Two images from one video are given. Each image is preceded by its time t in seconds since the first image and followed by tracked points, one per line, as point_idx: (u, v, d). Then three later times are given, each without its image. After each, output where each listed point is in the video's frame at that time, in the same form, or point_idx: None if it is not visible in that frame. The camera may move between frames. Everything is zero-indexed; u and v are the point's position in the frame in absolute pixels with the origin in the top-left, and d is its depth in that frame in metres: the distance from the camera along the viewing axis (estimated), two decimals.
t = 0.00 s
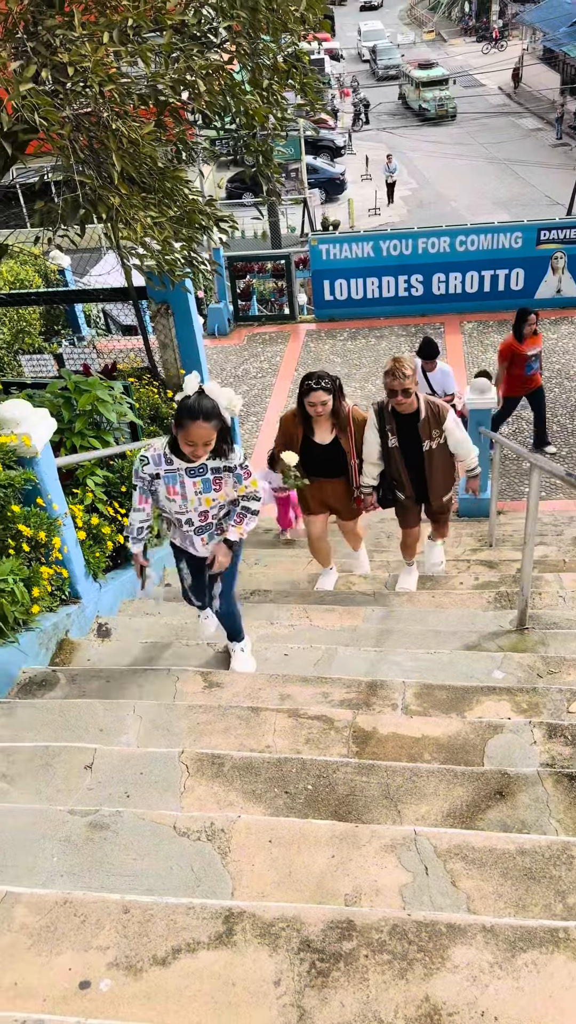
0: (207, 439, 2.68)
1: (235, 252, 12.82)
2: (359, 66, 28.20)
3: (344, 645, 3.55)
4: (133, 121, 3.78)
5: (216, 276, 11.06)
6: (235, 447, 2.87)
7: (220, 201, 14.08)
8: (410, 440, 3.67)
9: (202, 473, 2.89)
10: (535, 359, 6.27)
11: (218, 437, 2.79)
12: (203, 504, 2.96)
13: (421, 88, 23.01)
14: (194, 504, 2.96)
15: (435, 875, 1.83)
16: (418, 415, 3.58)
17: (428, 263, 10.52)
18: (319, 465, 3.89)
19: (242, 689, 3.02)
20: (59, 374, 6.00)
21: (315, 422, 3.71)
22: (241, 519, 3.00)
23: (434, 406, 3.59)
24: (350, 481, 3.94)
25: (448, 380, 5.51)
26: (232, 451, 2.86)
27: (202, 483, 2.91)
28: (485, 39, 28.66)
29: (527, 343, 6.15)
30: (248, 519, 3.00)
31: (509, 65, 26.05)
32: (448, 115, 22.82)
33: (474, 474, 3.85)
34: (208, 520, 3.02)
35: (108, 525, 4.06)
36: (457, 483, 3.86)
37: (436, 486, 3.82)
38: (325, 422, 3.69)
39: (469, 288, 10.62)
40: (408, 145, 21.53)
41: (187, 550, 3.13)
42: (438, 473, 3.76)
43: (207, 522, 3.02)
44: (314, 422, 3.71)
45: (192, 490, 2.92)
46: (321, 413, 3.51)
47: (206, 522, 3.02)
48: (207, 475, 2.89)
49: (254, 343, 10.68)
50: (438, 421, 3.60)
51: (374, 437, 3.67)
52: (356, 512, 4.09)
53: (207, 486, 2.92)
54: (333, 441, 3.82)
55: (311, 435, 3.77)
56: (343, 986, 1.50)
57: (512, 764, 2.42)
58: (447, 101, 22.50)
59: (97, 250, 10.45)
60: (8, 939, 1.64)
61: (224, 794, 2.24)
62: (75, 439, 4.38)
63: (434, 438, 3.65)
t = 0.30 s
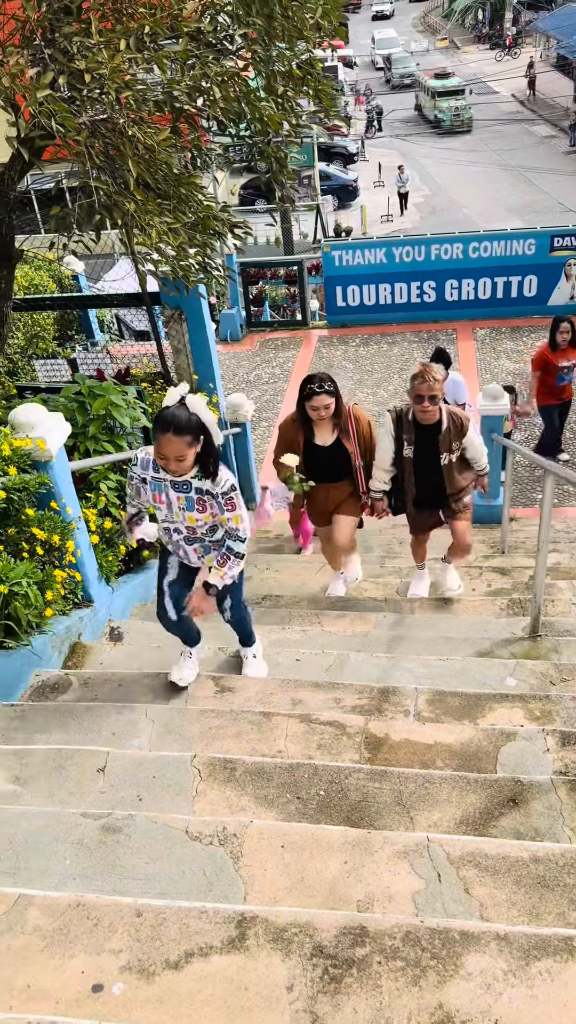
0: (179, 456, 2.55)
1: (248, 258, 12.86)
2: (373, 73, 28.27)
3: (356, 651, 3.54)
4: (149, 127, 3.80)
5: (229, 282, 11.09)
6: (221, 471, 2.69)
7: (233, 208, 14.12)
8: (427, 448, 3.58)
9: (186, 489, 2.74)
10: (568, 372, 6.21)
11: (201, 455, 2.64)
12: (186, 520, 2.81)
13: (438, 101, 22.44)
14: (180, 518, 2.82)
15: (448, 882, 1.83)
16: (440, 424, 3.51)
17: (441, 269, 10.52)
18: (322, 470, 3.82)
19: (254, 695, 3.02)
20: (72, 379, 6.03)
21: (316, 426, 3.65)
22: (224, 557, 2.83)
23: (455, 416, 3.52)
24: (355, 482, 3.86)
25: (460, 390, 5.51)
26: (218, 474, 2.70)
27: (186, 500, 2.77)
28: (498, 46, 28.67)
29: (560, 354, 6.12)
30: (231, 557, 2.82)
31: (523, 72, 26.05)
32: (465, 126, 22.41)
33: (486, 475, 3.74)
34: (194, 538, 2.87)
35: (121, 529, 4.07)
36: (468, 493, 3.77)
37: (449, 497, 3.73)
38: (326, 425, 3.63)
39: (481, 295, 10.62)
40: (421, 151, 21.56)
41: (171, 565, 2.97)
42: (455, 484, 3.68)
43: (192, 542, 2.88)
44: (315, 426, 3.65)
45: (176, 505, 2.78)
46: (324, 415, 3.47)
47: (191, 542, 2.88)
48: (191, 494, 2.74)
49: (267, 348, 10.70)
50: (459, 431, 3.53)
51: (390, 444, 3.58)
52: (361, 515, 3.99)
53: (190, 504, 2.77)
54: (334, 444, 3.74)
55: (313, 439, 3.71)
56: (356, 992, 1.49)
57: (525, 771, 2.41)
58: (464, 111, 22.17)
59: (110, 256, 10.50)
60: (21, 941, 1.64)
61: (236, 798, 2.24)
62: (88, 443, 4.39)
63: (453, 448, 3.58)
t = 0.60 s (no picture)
0: (140, 434, 2.37)
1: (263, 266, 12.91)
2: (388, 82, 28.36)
3: (369, 659, 3.54)
4: (167, 135, 3.82)
5: (244, 289, 11.13)
6: (183, 443, 2.50)
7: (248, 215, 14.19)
8: (456, 464, 3.41)
9: (153, 473, 2.54)
10: None
11: (164, 433, 2.45)
12: (158, 514, 2.61)
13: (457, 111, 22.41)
14: (151, 515, 2.62)
15: (462, 893, 1.82)
16: (474, 436, 3.32)
17: (456, 278, 10.52)
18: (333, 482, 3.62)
19: (266, 702, 3.02)
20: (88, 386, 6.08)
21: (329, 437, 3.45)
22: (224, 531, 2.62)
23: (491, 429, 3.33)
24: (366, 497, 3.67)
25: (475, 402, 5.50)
26: (181, 447, 2.50)
27: (155, 489, 2.57)
28: (514, 55, 28.70)
29: None
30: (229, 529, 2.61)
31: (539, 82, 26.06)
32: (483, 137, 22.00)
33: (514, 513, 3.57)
34: (171, 538, 2.66)
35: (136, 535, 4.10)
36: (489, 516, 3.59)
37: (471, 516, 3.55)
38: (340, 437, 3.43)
39: (496, 304, 10.60)
40: (436, 160, 21.60)
41: (169, 580, 2.76)
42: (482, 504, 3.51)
43: (170, 545, 2.67)
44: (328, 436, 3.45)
45: (145, 499, 2.59)
46: (339, 428, 3.30)
47: (174, 540, 2.66)
48: (158, 479, 2.55)
49: (281, 355, 10.73)
50: (493, 446, 3.35)
51: (419, 454, 3.39)
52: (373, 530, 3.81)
53: (159, 493, 2.57)
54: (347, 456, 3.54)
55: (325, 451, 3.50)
56: (369, 1001, 1.49)
57: (540, 781, 2.40)
58: (483, 123, 21.91)
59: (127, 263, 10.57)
60: (35, 945, 1.64)
61: (249, 805, 2.24)
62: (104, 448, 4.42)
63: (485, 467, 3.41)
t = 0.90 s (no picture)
0: (134, 472, 2.20)
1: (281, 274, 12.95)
2: (408, 93, 28.43)
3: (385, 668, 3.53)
4: (189, 144, 3.85)
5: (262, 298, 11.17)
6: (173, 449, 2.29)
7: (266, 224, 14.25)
8: (474, 466, 3.36)
9: (147, 490, 2.29)
10: None
11: (157, 456, 2.25)
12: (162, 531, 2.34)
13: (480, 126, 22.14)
14: (153, 533, 2.34)
15: (478, 905, 1.81)
16: (492, 439, 3.28)
17: (474, 288, 10.51)
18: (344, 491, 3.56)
19: (282, 709, 3.01)
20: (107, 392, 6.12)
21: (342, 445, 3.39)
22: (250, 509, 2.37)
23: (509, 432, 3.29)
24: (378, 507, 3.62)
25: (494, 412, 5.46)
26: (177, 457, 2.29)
27: (155, 504, 2.31)
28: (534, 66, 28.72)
29: None
30: (254, 504, 2.37)
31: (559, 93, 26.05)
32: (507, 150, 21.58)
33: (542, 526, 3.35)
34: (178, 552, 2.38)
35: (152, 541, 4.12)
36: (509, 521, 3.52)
37: (490, 521, 3.48)
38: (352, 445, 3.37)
39: (514, 314, 10.58)
40: (455, 171, 21.62)
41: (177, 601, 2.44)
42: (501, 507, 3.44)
43: (178, 558, 2.39)
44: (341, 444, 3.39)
45: (145, 518, 2.32)
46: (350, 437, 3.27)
47: (182, 552, 2.38)
48: (157, 492, 2.29)
49: (298, 364, 10.75)
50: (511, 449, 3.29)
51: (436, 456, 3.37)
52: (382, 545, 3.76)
53: (160, 509, 2.31)
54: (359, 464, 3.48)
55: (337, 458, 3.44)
56: (384, 1013, 1.48)
57: (557, 795, 2.39)
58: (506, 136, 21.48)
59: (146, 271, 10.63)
60: (51, 950, 1.64)
61: (264, 812, 2.23)
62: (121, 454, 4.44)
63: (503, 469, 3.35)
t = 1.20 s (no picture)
0: (137, 553, 2.05)
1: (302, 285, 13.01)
2: (430, 106, 28.51)
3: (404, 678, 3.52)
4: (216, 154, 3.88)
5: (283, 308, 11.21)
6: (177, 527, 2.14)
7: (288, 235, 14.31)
8: (478, 490, 3.11)
9: (147, 571, 2.16)
10: None
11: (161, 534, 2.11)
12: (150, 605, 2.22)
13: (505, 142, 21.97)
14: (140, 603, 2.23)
15: (500, 916, 1.80)
16: (492, 460, 3.04)
17: (496, 299, 10.50)
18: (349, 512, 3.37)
19: (301, 717, 3.01)
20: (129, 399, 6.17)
21: (345, 461, 3.23)
22: (245, 579, 2.21)
23: (511, 450, 3.05)
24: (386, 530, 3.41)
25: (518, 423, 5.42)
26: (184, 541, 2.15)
27: (148, 582, 2.19)
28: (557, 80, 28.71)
29: None
30: (249, 573, 2.21)
31: None
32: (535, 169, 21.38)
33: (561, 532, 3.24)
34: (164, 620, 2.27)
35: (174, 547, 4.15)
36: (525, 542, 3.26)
37: (505, 545, 3.23)
38: (355, 461, 3.21)
39: (536, 326, 10.56)
40: (477, 183, 21.64)
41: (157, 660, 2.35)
42: (513, 528, 3.18)
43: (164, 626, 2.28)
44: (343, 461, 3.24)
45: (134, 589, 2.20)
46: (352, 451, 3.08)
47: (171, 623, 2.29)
48: (154, 573, 2.16)
49: (318, 373, 10.77)
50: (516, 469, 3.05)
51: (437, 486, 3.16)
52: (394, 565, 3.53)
53: (153, 586, 2.19)
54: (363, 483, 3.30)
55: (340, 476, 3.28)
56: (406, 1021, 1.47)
57: None
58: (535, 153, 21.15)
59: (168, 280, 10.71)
60: (74, 950, 1.65)
61: (284, 819, 2.23)
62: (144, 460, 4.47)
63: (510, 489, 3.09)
